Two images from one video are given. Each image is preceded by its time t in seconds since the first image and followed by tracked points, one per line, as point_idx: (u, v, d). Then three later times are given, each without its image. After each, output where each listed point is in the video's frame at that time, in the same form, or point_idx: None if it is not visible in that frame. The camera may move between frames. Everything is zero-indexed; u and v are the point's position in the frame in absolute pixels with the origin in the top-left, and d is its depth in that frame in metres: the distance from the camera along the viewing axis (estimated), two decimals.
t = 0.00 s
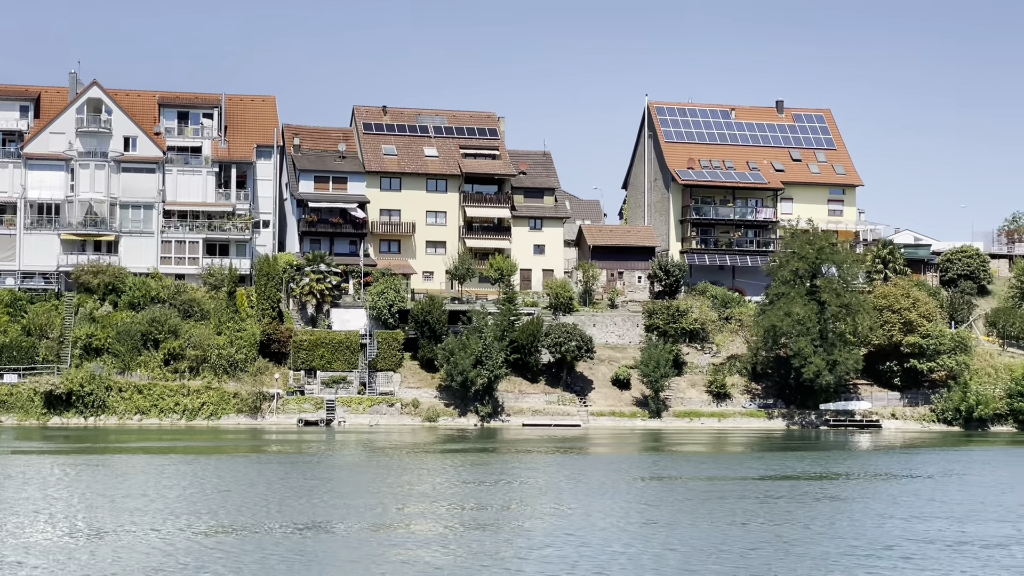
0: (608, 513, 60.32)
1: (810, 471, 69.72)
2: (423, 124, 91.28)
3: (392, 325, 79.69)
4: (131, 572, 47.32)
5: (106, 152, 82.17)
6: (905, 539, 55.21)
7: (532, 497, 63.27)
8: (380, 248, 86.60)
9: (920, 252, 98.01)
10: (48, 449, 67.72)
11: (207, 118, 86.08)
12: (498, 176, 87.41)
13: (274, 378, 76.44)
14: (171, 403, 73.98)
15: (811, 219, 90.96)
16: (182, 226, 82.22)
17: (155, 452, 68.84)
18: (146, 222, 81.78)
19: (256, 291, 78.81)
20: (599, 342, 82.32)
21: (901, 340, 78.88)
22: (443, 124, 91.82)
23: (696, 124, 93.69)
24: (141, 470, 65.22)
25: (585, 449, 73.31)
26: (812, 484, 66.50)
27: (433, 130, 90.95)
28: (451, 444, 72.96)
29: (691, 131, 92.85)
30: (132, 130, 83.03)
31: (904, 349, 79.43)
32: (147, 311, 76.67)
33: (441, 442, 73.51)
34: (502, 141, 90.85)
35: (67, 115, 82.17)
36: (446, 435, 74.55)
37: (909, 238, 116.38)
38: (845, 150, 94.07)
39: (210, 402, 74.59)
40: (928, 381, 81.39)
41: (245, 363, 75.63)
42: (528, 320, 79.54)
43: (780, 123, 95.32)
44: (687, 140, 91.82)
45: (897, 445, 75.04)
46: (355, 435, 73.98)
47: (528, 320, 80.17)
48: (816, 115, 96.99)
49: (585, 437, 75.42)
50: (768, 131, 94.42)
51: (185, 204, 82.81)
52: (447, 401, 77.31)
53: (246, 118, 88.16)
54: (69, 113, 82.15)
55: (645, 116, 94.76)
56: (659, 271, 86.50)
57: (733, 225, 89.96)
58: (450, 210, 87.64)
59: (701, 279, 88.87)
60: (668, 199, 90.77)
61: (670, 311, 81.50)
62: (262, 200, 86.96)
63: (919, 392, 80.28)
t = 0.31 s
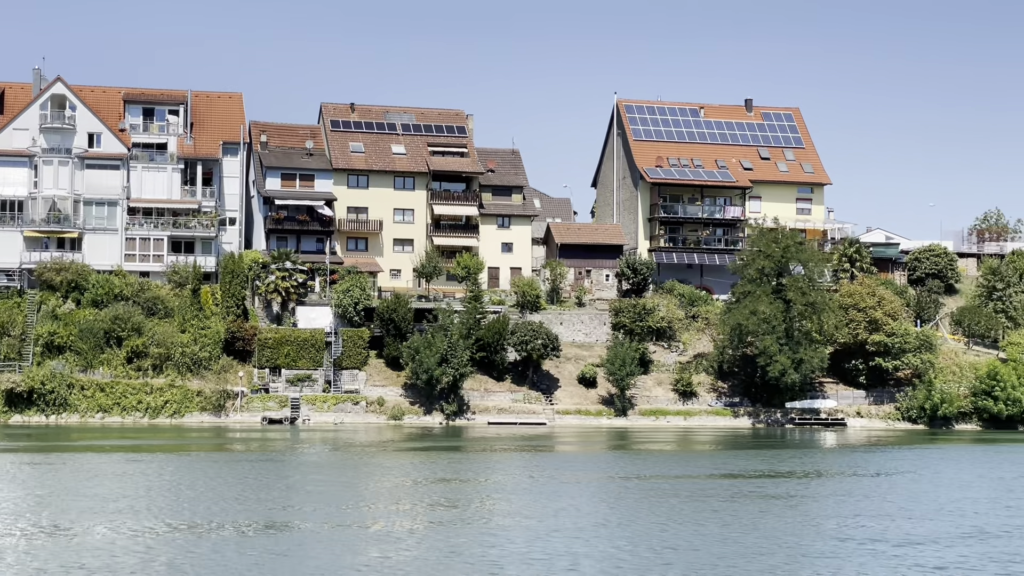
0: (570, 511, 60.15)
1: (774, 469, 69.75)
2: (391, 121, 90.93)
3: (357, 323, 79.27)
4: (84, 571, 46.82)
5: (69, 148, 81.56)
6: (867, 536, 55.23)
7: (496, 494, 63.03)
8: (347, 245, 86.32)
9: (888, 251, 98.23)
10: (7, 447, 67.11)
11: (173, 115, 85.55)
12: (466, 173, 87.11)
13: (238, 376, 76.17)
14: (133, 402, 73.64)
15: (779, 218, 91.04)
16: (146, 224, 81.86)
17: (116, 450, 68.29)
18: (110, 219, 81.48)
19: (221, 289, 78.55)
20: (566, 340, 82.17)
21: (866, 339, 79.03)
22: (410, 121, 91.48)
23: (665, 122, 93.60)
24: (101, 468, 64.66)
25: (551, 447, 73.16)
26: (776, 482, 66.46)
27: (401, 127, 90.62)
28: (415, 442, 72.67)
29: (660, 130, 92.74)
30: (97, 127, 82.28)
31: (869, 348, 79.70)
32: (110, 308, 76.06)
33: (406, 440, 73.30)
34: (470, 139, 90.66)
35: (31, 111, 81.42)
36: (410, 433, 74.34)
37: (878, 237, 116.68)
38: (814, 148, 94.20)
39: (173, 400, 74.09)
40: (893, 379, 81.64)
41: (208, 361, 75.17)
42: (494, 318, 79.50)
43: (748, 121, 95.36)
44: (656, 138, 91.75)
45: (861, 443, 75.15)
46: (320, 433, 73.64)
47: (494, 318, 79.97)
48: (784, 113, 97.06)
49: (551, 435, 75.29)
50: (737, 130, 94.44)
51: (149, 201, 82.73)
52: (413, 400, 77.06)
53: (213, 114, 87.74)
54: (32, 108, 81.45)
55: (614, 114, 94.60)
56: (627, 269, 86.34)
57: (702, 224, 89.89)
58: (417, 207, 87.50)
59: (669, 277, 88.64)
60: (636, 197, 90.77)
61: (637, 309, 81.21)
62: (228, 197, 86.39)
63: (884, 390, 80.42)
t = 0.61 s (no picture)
0: (528, 508, 59.92)
1: (735, 467, 69.64)
2: (355, 117, 90.52)
3: (318, 319, 78.85)
4: (29, 569, 46.30)
5: (28, 143, 81.03)
6: (824, 533, 55.15)
7: (454, 491, 62.76)
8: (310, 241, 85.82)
9: (853, 248, 98.26)
10: None
11: (133, 110, 85.15)
12: (430, 169, 86.81)
13: (198, 372, 75.39)
14: (92, 398, 72.96)
15: (743, 215, 91.01)
16: (106, 219, 81.05)
17: (72, 447, 67.76)
18: (69, 215, 80.89)
19: (181, 285, 77.71)
20: (528, 337, 81.95)
21: (829, 336, 78.99)
22: (374, 117, 91.08)
23: (630, 119, 93.45)
24: (56, 465, 64.11)
25: (513, 444, 72.89)
26: (737, 479, 66.32)
27: (365, 123, 90.23)
28: (375, 439, 72.30)
29: (625, 126, 92.57)
30: (56, 121, 81.81)
31: (831, 345, 79.59)
32: (69, 304, 75.37)
33: (367, 436, 72.94)
34: (434, 135, 90.23)
35: None
36: (371, 430, 73.93)
37: (845, 234, 116.83)
38: (779, 145, 94.18)
39: (131, 397, 73.47)
40: (856, 376, 81.62)
41: (168, 357, 74.82)
42: (456, 315, 79.24)
43: (714, 118, 95.28)
44: (621, 134, 91.53)
45: (823, 440, 75.15)
46: (280, 430, 73.22)
47: (456, 315, 79.91)
48: (750, 110, 97.01)
49: (513, 432, 75.04)
50: (702, 126, 94.34)
51: (109, 196, 81.86)
52: (374, 396, 76.70)
53: (175, 108, 87.49)
54: None
55: (579, 110, 94.42)
56: (591, 265, 85.96)
57: (666, 220, 89.87)
58: (381, 203, 87.19)
59: (633, 274, 88.46)
60: (601, 193, 90.64)
61: (600, 305, 80.80)
62: (189, 192, 85.90)
63: (846, 386, 80.44)
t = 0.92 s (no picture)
0: (490, 505, 59.71)
1: (700, 463, 69.59)
2: (323, 113, 90.20)
3: (284, 316, 78.52)
4: None
5: None
6: (786, 530, 55.05)
7: (417, 489, 62.49)
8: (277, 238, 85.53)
9: (822, 246, 98.35)
10: None
11: (99, 106, 84.71)
12: (398, 166, 86.58)
13: (162, 370, 75.07)
14: (54, 396, 72.39)
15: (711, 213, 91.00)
16: (71, 216, 80.69)
17: (34, 444, 67.14)
18: (33, 211, 80.22)
19: (145, 282, 77.44)
20: (495, 335, 81.92)
21: (794, 333, 79.06)
22: (342, 113, 90.78)
23: (599, 116, 93.35)
24: (16, 462, 63.51)
25: (479, 441, 72.67)
26: (701, 476, 66.22)
27: (332, 119, 89.91)
28: (340, 436, 72.08)
29: (594, 123, 92.45)
30: (21, 117, 81.35)
31: (798, 342, 79.56)
32: (32, 301, 74.79)
33: (332, 434, 72.66)
34: (403, 131, 89.99)
35: None
36: (337, 427, 73.69)
37: (817, 231, 116.97)
38: (748, 142, 94.21)
39: (95, 394, 72.99)
40: (823, 373, 81.72)
41: (132, 354, 74.18)
42: (422, 312, 79.05)
43: (683, 115, 95.25)
44: (589, 131, 91.46)
45: (789, 437, 75.19)
46: (244, 427, 72.82)
47: (422, 311, 79.66)
48: (719, 107, 97.02)
49: (479, 429, 74.84)
50: (671, 123, 94.30)
51: (74, 192, 81.63)
52: (339, 393, 76.41)
53: (141, 105, 87.28)
54: None
55: (549, 107, 94.27)
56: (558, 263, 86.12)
57: (634, 217, 89.78)
58: (348, 200, 86.92)
59: (602, 271, 88.31)
60: (569, 190, 90.46)
61: (566, 303, 80.72)
62: (155, 188, 85.87)
63: (812, 383, 80.56)
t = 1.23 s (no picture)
0: (454, 503, 59.39)
1: (666, 461, 69.43)
2: (290, 109, 89.74)
3: (249, 313, 78.00)
4: None
5: None
6: (749, 528, 54.91)
7: (382, 487, 62.12)
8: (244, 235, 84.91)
9: (793, 242, 98.23)
10: None
11: (64, 102, 84.09)
12: (365, 163, 86.32)
13: (126, 367, 74.47)
14: (16, 394, 71.99)
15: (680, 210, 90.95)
16: (34, 213, 80.07)
17: None
18: None
19: (109, 279, 76.59)
20: (462, 332, 81.61)
21: (762, 330, 79.00)
22: (310, 110, 90.35)
23: (568, 112, 93.12)
24: None
25: (446, 439, 72.39)
26: (667, 473, 66.08)
27: (300, 115, 89.45)
28: (305, 434, 71.71)
29: (564, 120, 92.21)
30: None
31: (765, 340, 79.54)
32: None
33: (298, 431, 72.33)
34: (371, 128, 89.63)
35: None
36: (303, 425, 73.32)
37: (788, 228, 117.01)
38: (717, 139, 94.12)
39: (57, 392, 72.36)
40: (790, 370, 81.90)
41: (95, 352, 73.42)
42: (389, 309, 78.67)
43: (653, 112, 95.12)
44: (558, 128, 91.24)
45: (757, 434, 75.13)
46: (208, 425, 72.39)
47: (389, 308, 79.26)
48: (689, 104, 96.92)
49: (446, 427, 74.56)
50: (641, 120, 94.15)
51: (38, 188, 81.07)
52: (304, 391, 76.03)
53: (106, 102, 86.87)
54: None
55: (518, 104, 94.01)
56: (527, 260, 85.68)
57: (604, 215, 89.52)
58: (316, 196, 86.55)
59: (570, 268, 88.15)
60: (539, 187, 90.20)
61: (534, 300, 80.69)
62: (120, 184, 85.73)
63: (779, 381, 80.52)
